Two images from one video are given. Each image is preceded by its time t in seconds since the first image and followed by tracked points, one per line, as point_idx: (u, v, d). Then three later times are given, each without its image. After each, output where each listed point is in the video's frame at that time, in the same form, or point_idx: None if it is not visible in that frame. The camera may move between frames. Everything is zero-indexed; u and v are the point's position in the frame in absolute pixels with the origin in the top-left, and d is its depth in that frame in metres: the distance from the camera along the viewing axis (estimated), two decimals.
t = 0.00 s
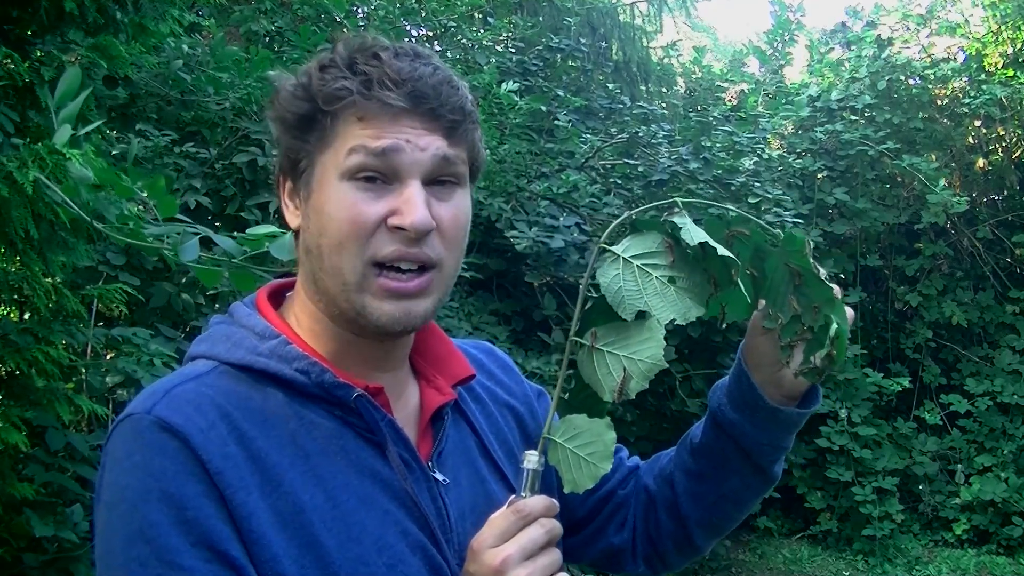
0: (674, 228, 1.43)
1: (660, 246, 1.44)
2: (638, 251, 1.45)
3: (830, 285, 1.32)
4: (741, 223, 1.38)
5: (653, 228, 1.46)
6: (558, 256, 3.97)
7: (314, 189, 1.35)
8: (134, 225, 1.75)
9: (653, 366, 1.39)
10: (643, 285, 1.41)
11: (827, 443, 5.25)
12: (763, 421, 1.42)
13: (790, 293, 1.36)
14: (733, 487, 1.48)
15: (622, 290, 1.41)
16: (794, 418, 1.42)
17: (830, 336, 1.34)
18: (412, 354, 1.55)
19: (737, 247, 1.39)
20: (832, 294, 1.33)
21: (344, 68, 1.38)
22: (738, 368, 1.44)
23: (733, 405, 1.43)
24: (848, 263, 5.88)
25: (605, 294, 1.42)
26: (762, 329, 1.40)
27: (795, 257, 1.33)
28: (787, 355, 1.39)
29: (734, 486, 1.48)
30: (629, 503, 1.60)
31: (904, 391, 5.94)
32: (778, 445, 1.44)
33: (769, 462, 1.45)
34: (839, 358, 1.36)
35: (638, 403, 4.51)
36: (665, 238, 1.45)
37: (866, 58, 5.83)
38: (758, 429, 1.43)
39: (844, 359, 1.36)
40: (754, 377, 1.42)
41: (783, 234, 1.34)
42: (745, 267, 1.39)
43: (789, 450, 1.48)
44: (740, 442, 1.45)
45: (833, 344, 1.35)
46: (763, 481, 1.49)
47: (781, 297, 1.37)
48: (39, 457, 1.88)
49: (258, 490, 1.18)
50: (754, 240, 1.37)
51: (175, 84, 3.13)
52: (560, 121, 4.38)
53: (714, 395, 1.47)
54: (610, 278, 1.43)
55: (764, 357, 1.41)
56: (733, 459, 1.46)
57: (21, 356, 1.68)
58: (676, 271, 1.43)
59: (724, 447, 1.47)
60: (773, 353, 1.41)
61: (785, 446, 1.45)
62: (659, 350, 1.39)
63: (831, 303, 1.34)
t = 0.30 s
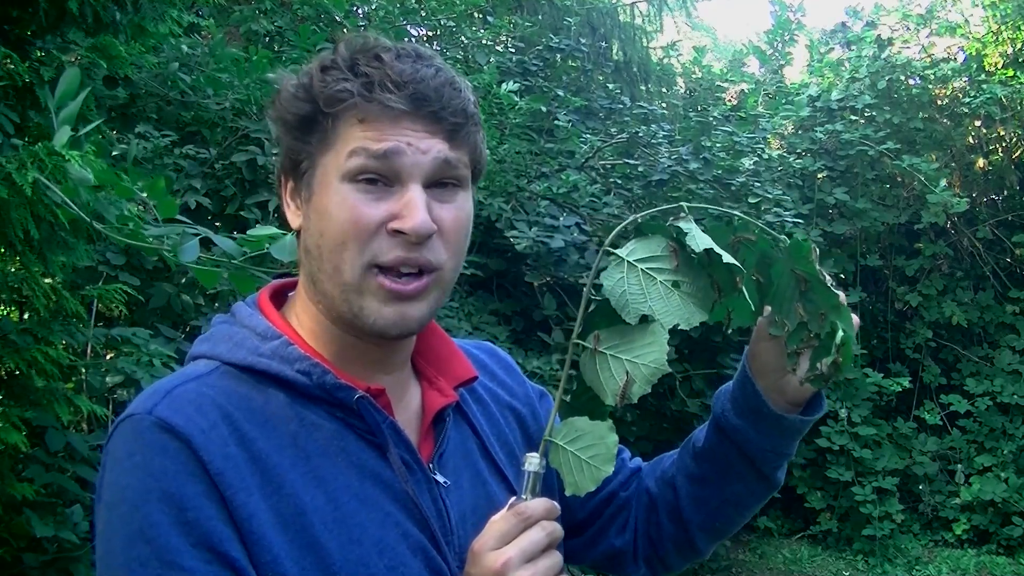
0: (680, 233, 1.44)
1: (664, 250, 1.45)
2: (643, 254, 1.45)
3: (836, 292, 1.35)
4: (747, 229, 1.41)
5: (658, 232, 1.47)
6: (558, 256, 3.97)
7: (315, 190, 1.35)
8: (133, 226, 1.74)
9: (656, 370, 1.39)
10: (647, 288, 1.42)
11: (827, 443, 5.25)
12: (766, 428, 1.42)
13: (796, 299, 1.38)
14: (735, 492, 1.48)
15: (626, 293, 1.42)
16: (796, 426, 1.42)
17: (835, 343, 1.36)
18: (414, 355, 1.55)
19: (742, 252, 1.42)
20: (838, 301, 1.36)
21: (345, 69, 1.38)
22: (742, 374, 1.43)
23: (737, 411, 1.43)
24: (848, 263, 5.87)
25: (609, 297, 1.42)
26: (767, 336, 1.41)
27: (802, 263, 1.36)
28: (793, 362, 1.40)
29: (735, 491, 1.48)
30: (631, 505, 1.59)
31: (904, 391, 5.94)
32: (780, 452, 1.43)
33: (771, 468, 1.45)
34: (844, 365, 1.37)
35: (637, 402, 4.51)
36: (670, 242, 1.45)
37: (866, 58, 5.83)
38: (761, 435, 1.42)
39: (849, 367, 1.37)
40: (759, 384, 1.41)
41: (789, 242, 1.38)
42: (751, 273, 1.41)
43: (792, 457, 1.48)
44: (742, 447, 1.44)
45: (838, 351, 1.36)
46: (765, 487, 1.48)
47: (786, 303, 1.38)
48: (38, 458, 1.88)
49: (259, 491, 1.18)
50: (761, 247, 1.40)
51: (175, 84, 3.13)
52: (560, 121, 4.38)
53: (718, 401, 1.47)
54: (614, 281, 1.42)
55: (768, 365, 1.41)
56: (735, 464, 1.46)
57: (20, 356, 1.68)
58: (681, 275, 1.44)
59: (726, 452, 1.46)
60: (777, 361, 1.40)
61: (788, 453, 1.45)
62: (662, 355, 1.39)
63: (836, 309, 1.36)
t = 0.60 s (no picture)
0: (681, 234, 1.43)
1: (667, 251, 1.44)
2: (645, 255, 1.44)
3: (837, 292, 1.34)
4: (748, 230, 1.41)
5: (660, 233, 1.46)
6: (558, 256, 3.97)
7: (313, 190, 1.35)
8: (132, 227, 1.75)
9: (658, 373, 1.39)
10: (650, 290, 1.42)
11: (827, 443, 5.25)
12: (769, 429, 1.42)
13: (798, 300, 1.38)
14: (737, 494, 1.48)
15: (628, 295, 1.42)
16: (798, 426, 1.42)
17: (838, 344, 1.35)
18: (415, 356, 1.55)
19: (744, 252, 1.41)
20: (840, 302, 1.35)
21: (341, 69, 1.37)
22: (743, 375, 1.43)
23: (739, 412, 1.43)
24: (848, 263, 5.87)
25: (611, 299, 1.42)
26: (769, 336, 1.40)
27: (804, 264, 1.35)
28: (795, 363, 1.40)
29: (737, 492, 1.48)
30: (633, 506, 1.60)
31: (904, 391, 5.94)
32: (782, 453, 1.44)
33: (772, 470, 1.45)
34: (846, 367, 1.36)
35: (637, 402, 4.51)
36: (672, 244, 1.45)
37: (866, 58, 5.83)
38: (764, 437, 1.42)
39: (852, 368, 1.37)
40: (761, 385, 1.42)
41: (791, 242, 1.37)
42: (753, 274, 1.41)
43: (794, 459, 1.48)
44: (744, 448, 1.44)
45: (841, 352, 1.35)
46: (766, 489, 1.49)
47: (788, 304, 1.38)
48: (38, 458, 1.88)
49: (260, 492, 1.18)
50: (763, 247, 1.39)
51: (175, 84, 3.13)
52: (560, 121, 4.38)
53: (720, 402, 1.48)
54: (616, 283, 1.42)
55: (770, 365, 1.41)
56: (737, 465, 1.46)
57: (19, 357, 1.69)
58: (683, 277, 1.44)
59: (728, 454, 1.47)
60: (780, 361, 1.41)
61: (790, 454, 1.45)
62: (664, 357, 1.40)
63: (839, 310, 1.36)
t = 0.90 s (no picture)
0: (682, 234, 1.43)
1: (667, 251, 1.44)
2: (645, 256, 1.44)
3: (836, 288, 1.34)
4: (748, 229, 1.40)
5: (660, 233, 1.46)
6: (558, 256, 3.97)
7: (295, 198, 1.37)
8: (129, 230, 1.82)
9: (662, 372, 1.39)
10: (651, 290, 1.42)
11: (827, 443, 5.25)
12: (770, 428, 1.41)
13: (798, 298, 1.38)
14: (740, 494, 1.48)
15: (630, 296, 1.41)
16: (799, 424, 1.42)
17: (838, 341, 1.35)
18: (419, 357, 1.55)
19: (744, 251, 1.41)
20: (840, 298, 1.35)
21: (316, 72, 1.37)
22: (744, 374, 1.43)
23: (740, 411, 1.43)
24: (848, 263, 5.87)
25: (613, 299, 1.42)
26: (769, 335, 1.40)
27: (803, 261, 1.35)
28: (795, 360, 1.40)
29: (739, 492, 1.48)
30: (635, 506, 1.60)
31: (904, 391, 5.94)
32: (783, 452, 1.43)
33: (774, 468, 1.45)
34: (847, 364, 1.36)
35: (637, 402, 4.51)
36: (671, 243, 1.44)
37: (866, 58, 5.83)
38: (764, 437, 1.42)
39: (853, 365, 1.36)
40: (763, 384, 1.41)
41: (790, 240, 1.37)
42: (754, 273, 1.41)
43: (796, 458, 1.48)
44: (745, 448, 1.44)
45: (842, 349, 1.35)
46: (768, 488, 1.49)
47: (789, 302, 1.38)
48: (38, 458, 1.87)
49: (264, 492, 1.18)
50: (763, 245, 1.39)
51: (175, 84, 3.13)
52: (560, 121, 4.38)
53: (720, 402, 1.48)
54: (617, 283, 1.42)
55: (771, 363, 1.41)
56: (739, 465, 1.46)
57: (19, 357, 1.68)
58: (683, 277, 1.43)
59: (731, 453, 1.46)
60: (781, 359, 1.41)
61: (791, 452, 1.45)
62: (667, 356, 1.40)
63: (839, 307, 1.35)
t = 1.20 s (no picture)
0: (685, 235, 1.45)
1: (670, 253, 1.45)
2: (649, 256, 1.45)
3: (841, 289, 1.36)
4: (751, 229, 1.42)
5: (663, 234, 1.48)
6: (558, 256, 3.97)
7: (300, 196, 1.37)
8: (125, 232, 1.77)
9: (664, 374, 1.39)
10: (655, 291, 1.42)
11: (827, 443, 5.26)
12: (773, 428, 1.41)
13: (802, 297, 1.39)
14: (744, 494, 1.48)
15: (633, 296, 1.41)
16: (804, 424, 1.41)
17: (843, 341, 1.36)
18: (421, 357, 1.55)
19: (748, 252, 1.42)
20: (844, 299, 1.37)
21: (321, 72, 1.37)
22: (748, 375, 1.43)
23: (743, 411, 1.43)
24: (848, 263, 5.87)
25: (616, 300, 1.42)
26: (773, 335, 1.40)
27: (808, 261, 1.37)
28: (801, 360, 1.39)
29: (742, 492, 1.48)
30: (637, 506, 1.59)
31: (904, 391, 5.94)
32: (786, 452, 1.43)
33: (777, 469, 1.45)
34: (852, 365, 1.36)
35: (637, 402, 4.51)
36: (675, 245, 1.45)
37: (866, 58, 5.84)
38: (767, 437, 1.42)
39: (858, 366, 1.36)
40: (766, 384, 1.41)
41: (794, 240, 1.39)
42: (757, 273, 1.41)
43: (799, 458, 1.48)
44: (748, 448, 1.44)
45: (846, 349, 1.36)
46: (771, 488, 1.48)
47: (793, 301, 1.39)
48: (38, 458, 1.87)
49: (266, 494, 1.18)
50: (766, 245, 1.40)
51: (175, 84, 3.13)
52: (560, 121, 4.38)
53: (724, 400, 1.47)
54: (620, 284, 1.43)
55: (775, 363, 1.41)
56: (742, 464, 1.46)
57: (19, 357, 1.68)
58: (687, 277, 1.43)
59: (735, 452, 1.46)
60: (785, 359, 1.40)
61: (794, 452, 1.44)
62: (670, 358, 1.39)
63: (844, 307, 1.37)
